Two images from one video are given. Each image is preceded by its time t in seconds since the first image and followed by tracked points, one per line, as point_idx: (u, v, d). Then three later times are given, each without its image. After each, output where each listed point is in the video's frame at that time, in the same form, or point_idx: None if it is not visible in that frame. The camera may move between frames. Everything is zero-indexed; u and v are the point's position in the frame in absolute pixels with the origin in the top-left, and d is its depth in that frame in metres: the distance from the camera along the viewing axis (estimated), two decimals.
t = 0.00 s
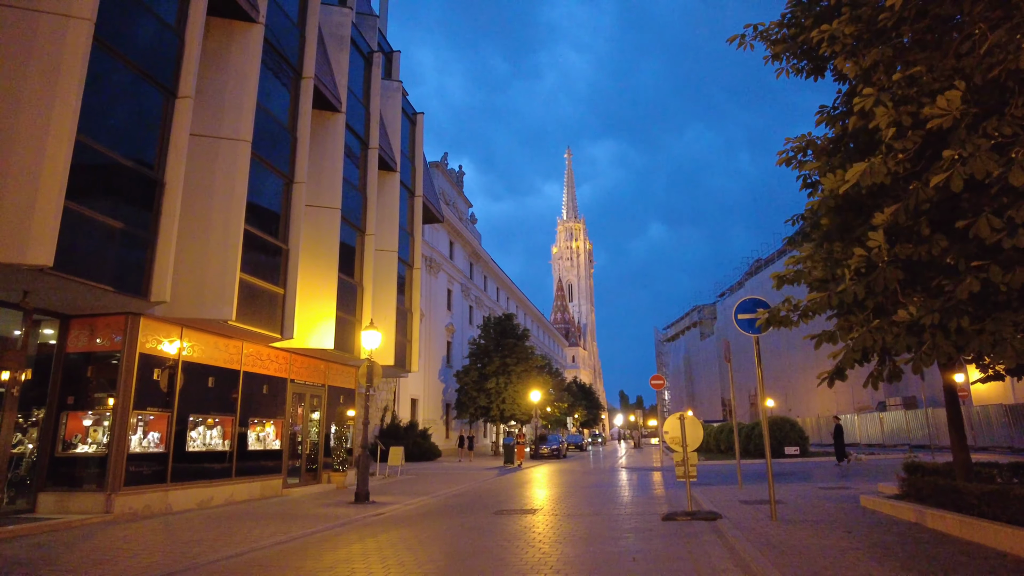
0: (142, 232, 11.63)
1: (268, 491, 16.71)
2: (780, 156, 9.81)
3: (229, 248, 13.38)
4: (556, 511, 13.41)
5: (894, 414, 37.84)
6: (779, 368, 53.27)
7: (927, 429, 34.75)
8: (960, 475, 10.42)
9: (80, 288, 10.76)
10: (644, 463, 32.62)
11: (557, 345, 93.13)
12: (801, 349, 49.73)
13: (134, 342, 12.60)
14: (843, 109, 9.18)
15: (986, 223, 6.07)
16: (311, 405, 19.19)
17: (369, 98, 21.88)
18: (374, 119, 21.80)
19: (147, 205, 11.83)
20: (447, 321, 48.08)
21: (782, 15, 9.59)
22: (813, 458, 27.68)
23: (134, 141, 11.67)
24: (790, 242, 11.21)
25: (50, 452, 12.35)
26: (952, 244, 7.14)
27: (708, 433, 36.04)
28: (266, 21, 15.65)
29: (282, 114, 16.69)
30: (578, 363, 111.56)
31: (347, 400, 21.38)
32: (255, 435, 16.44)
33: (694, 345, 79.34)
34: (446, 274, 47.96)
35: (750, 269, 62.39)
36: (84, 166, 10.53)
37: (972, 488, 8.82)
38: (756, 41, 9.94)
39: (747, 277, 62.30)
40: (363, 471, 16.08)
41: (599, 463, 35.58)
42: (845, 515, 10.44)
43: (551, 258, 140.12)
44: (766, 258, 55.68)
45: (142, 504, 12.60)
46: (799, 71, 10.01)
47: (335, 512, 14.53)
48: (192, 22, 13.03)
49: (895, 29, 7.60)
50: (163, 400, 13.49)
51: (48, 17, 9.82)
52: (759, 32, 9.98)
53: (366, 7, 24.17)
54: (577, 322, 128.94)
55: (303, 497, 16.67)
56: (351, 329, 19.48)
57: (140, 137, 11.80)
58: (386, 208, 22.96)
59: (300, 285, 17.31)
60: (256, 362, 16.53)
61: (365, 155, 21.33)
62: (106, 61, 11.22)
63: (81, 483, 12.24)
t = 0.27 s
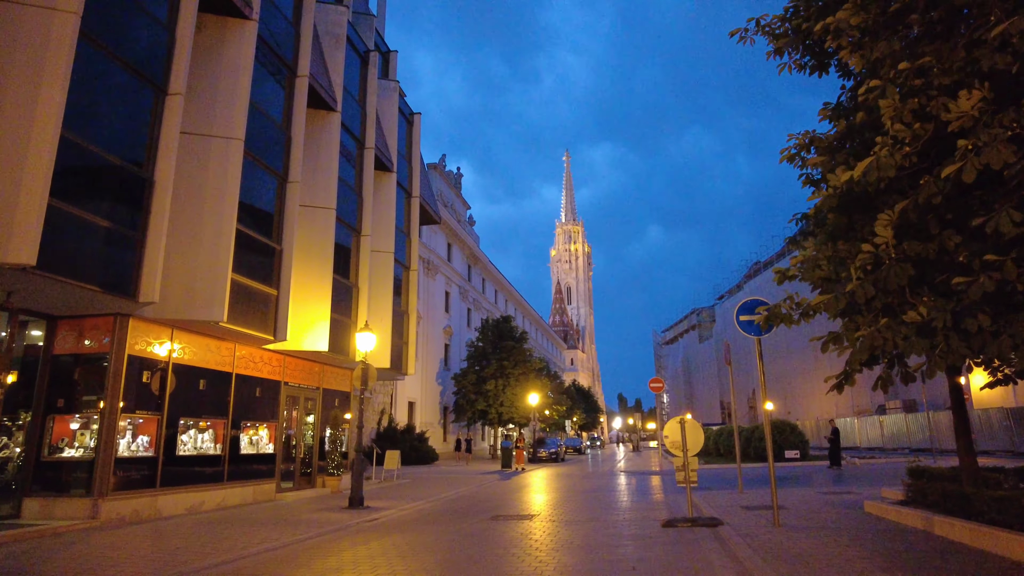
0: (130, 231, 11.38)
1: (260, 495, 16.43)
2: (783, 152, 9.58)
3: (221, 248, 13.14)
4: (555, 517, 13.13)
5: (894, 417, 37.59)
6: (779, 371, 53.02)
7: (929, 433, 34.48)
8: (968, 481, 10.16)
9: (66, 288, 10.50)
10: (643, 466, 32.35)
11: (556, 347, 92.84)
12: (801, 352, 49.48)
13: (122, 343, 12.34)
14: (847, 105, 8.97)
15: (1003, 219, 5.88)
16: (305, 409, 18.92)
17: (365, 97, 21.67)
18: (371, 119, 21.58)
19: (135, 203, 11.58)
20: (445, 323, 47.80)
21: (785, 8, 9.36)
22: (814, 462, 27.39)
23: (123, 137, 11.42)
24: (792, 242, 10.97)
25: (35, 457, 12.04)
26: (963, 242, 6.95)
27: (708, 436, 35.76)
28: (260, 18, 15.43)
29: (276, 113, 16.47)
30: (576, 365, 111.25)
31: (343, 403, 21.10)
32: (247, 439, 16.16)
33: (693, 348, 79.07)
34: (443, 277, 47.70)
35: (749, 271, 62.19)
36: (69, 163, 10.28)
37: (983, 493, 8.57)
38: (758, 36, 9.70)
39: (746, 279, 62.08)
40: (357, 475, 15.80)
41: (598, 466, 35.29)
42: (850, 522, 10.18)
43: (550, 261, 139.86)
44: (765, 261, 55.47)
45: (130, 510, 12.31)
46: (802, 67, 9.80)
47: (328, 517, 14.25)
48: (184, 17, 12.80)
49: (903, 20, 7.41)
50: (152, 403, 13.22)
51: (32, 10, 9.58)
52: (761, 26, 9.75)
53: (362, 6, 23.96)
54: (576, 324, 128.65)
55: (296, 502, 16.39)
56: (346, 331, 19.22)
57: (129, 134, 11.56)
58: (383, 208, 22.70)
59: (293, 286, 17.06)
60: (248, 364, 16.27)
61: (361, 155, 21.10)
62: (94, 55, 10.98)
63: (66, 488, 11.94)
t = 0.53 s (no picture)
0: (117, 226, 11.11)
1: (253, 498, 16.12)
2: (787, 145, 9.36)
3: (212, 245, 12.89)
4: (553, 520, 12.84)
5: (895, 419, 37.35)
6: (778, 374, 52.81)
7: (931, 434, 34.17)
8: (977, 483, 9.90)
9: (51, 284, 10.22)
10: (641, 469, 32.08)
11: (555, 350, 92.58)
12: (800, 355, 49.25)
13: (110, 342, 12.05)
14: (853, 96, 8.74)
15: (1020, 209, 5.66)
16: (299, 410, 18.62)
17: (361, 95, 21.45)
18: (367, 117, 21.36)
19: (123, 197, 11.31)
20: (443, 325, 47.53)
21: None
22: (815, 465, 27.12)
23: (111, 131, 11.16)
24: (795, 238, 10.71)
25: (20, 458, 11.73)
26: (976, 234, 6.72)
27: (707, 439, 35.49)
28: (253, 12, 15.21)
29: (270, 109, 16.23)
30: (575, 368, 110.97)
31: (338, 405, 20.80)
32: (240, 441, 15.87)
33: (692, 351, 78.84)
34: (441, 278, 47.45)
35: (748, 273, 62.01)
36: (54, 156, 10.03)
37: (994, 496, 8.30)
38: (761, 27, 9.48)
39: (746, 282, 61.88)
40: (352, 477, 15.51)
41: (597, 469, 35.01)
42: (856, 525, 9.90)
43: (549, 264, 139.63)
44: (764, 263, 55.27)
45: (117, 513, 12.00)
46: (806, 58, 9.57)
47: (321, 520, 13.95)
48: (175, 10, 12.56)
49: (910, 4, 7.14)
50: (142, 404, 12.92)
51: None
52: (764, 16, 9.52)
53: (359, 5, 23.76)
54: (574, 327, 128.35)
55: (290, 505, 16.09)
56: (340, 331, 18.95)
57: (117, 127, 11.30)
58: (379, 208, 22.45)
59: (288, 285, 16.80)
60: (241, 364, 15.99)
61: (357, 154, 20.87)
62: (80, 46, 10.73)
63: (52, 491, 11.63)
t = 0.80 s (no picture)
0: (104, 224, 10.82)
1: (246, 502, 15.79)
2: (793, 140, 9.05)
3: (204, 244, 12.59)
4: (551, 526, 12.54)
5: (896, 422, 37.04)
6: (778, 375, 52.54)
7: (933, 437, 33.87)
8: (989, 488, 9.60)
9: (34, 283, 9.91)
10: (641, 472, 31.77)
11: (554, 352, 92.31)
12: (800, 356, 49.01)
13: (98, 343, 11.74)
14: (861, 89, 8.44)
15: None
16: (294, 413, 18.31)
17: (358, 93, 21.17)
18: (363, 115, 21.08)
19: (110, 194, 11.02)
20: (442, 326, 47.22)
21: None
22: (816, 468, 26.82)
23: (97, 126, 10.87)
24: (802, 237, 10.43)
25: (5, 462, 11.39)
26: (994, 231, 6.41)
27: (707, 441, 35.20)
28: (246, 7, 14.93)
29: (264, 106, 15.95)
30: (574, 370, 110.67)
31: (334, 407, 20.48)
32: (233, 444, 15.55)
33: (692, 353, 78.58)
34: (440, 279, 47.16)
35: (748, 275, 61.77)
36: (37, 152, 9.74)
37: (1011, 502, 8.00)
38: (765, 18, 9.18)
39: (746, 283, 61.62)
40: (347, 482, 15.19)
41: (596, 471, 34.67)
42: (865, 532, 9.60)
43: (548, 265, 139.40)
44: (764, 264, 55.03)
45: (105, 518, 11.68)
46: (812, 50, 9.29)
47: (315, 526, 13.62)
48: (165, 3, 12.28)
49: None
50: (131, 406, 12.60)
51: None
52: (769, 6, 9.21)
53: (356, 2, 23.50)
54: (574, 329, 128.04)
55: (283, 510, 15.76)
56: (336, 332, 18.65)
57: (104, 122, 11.02)
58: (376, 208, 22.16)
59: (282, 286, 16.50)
60: (234, 366, 15.68)
61: (353, 152, 20.58)
62: (65, 38, 10.45)
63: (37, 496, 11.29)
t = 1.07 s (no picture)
0: (102, 220, 10.62)
1: (247, 504, 15.56)
2: (807, 131, 8.81)
3: (204, 242, 12.40)
4: (557, 529, 12.29)
5: (904, 423, 36.67)
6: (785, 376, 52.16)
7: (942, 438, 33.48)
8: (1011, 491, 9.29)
9: (29, 280, 9.71)
10: (646, 474, 31.49)
11: (558, 353, 92.02)
12: (806, 357, 48.70)
13: (95, 341, 11.53)
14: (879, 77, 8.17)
15: None
16: (296, 413, 18.09)
17: (360, 91, 20.99)
18: (366, 113, 20.88)
19: (108, 189, 10.83)
20: (445, 327, 47.03)
21: None
22: (824, 470, 26.51)
23: (94, 120, 10.69)
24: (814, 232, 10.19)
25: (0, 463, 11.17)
26: None
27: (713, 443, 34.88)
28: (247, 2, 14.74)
29: (265, 103, 15.76)
30: (578, 372, 110.36)
31: (336, 408, 20.26)
32: (234, 444, 15.33)
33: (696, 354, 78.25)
34: (444, 280, 46.96)
35: (753, 276, 61.43)
36: (31, 146, 9.56)
37: None
38: (777, 6, 8.93)
39: (750, 284, 61.33)
40: (349, 483, 14.94)
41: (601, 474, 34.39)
42: (881, 535, 9.32)
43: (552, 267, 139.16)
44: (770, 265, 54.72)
45: (102, 520, 11.46)
46: (825, 40, 9.03)
47: (316, 528, 13.36)
48: None
49: None
50: (130, 406, 12.38)
51: None
52: None
53: None
54: (577, 330, 127.72)
55: (285, 512, 15.54)
56: (339, 332, 18.44)
57: (102, 116, 10.83)
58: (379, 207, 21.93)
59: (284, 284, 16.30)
60: (236, 366, 15.49)
61: (356, 150, 20.40)
62: (62, 31, 10.26)
63: (33, 497, 11.06)
